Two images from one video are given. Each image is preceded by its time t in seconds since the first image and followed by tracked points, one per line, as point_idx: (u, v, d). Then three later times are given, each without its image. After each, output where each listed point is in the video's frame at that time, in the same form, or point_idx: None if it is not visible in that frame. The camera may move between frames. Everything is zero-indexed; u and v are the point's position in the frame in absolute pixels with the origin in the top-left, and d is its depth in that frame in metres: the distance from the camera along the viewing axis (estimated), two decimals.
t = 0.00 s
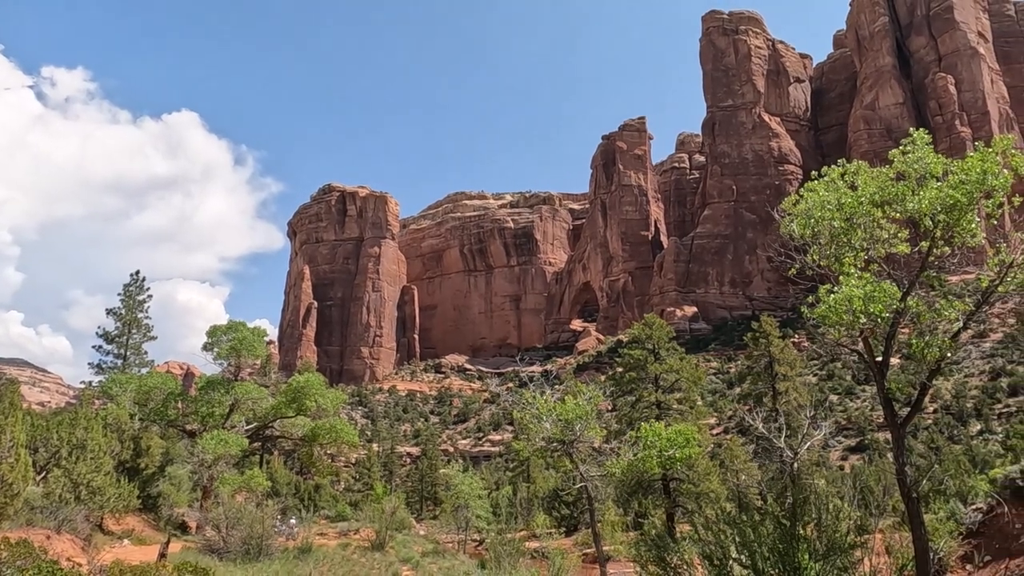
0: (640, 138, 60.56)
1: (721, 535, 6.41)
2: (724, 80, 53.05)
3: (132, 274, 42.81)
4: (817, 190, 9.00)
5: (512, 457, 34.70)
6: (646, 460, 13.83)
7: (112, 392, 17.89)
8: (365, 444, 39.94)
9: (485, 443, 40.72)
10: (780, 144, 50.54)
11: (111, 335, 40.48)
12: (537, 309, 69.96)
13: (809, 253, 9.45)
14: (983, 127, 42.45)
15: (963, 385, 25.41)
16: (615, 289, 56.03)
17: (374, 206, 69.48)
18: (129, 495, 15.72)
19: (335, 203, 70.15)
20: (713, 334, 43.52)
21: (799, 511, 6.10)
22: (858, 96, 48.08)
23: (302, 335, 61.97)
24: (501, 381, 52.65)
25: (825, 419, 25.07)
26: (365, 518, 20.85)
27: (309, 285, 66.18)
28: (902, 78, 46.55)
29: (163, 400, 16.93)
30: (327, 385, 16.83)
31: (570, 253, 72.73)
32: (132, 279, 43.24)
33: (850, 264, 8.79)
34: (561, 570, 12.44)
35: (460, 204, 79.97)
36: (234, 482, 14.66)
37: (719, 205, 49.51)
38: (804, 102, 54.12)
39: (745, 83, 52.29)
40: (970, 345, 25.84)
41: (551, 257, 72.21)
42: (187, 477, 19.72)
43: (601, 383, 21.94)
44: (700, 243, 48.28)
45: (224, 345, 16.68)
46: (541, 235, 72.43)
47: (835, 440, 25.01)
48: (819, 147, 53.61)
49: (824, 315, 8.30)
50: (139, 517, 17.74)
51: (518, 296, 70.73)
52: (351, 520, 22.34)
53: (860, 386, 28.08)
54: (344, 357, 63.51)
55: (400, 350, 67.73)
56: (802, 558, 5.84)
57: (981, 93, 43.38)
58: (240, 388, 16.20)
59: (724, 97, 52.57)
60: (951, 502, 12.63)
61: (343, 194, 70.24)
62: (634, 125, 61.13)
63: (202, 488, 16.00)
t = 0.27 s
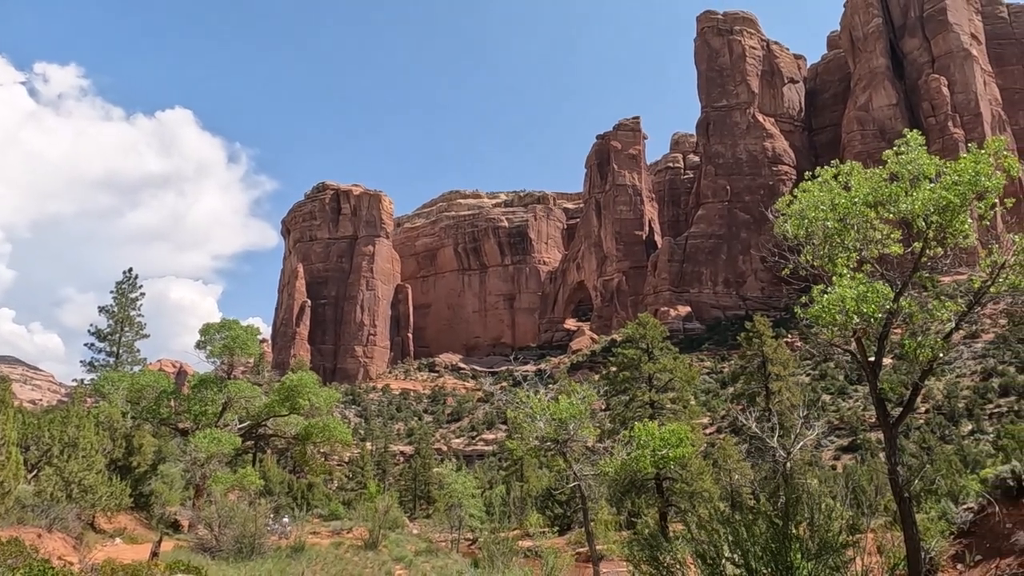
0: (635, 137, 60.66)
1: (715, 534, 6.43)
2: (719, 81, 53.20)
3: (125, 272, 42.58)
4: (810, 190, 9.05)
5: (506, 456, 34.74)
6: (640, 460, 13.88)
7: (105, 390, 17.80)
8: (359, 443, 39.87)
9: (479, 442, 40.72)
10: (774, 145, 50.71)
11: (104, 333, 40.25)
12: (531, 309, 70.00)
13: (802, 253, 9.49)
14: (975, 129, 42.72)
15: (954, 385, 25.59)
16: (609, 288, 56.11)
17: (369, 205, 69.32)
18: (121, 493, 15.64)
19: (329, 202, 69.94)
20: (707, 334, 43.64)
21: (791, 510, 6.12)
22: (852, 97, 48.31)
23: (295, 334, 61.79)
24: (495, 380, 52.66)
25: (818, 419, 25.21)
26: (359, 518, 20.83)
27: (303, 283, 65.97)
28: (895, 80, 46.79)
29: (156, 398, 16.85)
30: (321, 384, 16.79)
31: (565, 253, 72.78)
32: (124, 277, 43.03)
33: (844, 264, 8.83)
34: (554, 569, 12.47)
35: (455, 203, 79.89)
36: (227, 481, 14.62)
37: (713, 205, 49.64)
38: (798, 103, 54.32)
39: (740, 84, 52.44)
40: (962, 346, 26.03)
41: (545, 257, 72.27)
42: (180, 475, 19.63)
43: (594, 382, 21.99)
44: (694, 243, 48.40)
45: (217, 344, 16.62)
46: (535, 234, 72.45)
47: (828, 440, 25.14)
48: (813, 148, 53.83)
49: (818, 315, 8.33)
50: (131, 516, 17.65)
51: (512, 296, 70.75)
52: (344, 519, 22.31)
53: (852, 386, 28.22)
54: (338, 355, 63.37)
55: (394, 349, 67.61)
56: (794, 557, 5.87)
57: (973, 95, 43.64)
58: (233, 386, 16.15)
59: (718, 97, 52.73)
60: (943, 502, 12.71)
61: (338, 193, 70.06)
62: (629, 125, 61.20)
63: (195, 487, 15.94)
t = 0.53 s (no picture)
0: (630, 137, 60.73)
1: (709, 533, 6.45)
2: (714, 81, 53.32)
3: (119, 270, 42.41)
4: (805, 191, 9.08)
5: (500, 454, 34.79)
6: (634, 459, 13.92)
7: (99, 388, 17.73)
8: (353, 441, 39.83)
9: (473, 441, 40.73)
10: (769, 145, 50.83)
11: (97, 330, 40.07)
12: (525, 308, 70.03)
13: (796, 253, 9.53)
14: (969, 130, 42.93)
15: (948, 385, 25.72)
16: (604, 288, 56.16)
17: (364, 203, 69.18)
18: (114, 492, 15.58)
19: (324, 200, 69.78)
20: (701, 333, 43.75)
21: (784, 509, 6.15)
22: (847, 98, 48.48)
23: (290, 332, 61.65)
24: (490, 379, 52.67)
25: (812, 418, 25.29)
26: (353, 517, 20.79)
27: (298, 281, 65.81)
28: (890, 81, 46.98)
29: (149, 396, 16.79)
30: (315, 382, 16.74)
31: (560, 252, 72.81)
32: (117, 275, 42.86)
33: (839, 264, 8.87)
34: (547, 568, 12.51)
35: (450, 202, 79.83)
36: (221, 479, 14.57)
37: (708, 205, 49.75)
38: (793, 104, 54.49)
39: (735, 84, 52.56)
40: (955, 346, 26.18)
41: (540, 256, 72.29)
42: (174, 474, 19.57)
43: (589, 381, 22.04)
44: (689, 243, 48.50)
45: (211, 342, 16.57)
46: (530, 233, 72.43)
47: (822, 440, 25.25)
48: (808, 148, 54.00)
49: (812, 315, 8.36)
50: (124, 514, 17.59)
51: (508, 295, 70.76)
52: (338, 518, 22.29)
53: (846, 386, 28.33)
54: (332, 354, 63.26)
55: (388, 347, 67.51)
56: (788, 557, 5.90)
57: (967, 96, 43.86)
58: (227, 384, 16.11)
59: (714, 97, 52.86)
60: (935, 502, 12.76)
61: (333, 191, 69.90)
62: (624, 124, 61.25)
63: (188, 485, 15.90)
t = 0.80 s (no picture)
0: (626, 136, 60.79)
1: (703, 532, 6.47)
2: (711, 81, 53.42)
3: (114, 267, 42.23)
4: (800, 191, 9.11)
5: (495, 453, 34.80)
6: (629, 458, 13.95)
7: (93, 386, 17.66)
8: (348, 440, 39.79)
9: (468, 440, 40.73)
10: (764, 145, 50.95)
11: (91, 328, 39.89)
12: (521, 307, 70.06)
13: (791, 253, 9.56)
14: (964, 131, 43.12)
15: (941, 385, 25.87)
16: (599, 287, 56.21)
17: (360, 201, 69.05)
18: (108, 490, 15.52)
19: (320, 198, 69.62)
20: (696, 333, 43.84)
21: (778, 509, 6.17)
22: (843, 99, 48.65)
23: (285, 330, 61.53)
24: (485, 378, 52.66)
25: (806, 418, 25.38)
26: (347, 516, 20.77)
27: (293, 280, 65.67)
28: (885, 82, 47.15)
29: (143, 394, 16.73)
30: (310, 380, 16.71)
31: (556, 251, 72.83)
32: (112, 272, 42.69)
33: (833, 264, 8.91)
34: (542, 567, 12.51)
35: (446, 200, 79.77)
36: (215, 478, 14.52)
37: (704, 204, 49.84)
38: (789, 104, 54.64)
39: (731, 84, 52.66)
40: (948, 347, 26.31)
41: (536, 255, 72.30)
42: (168, 472, 19.51)
43: (584, 381, 22.06)
44: (685, 242, 48.59)
45: (206, 339, 16.52)
46: (526, 232, 72.43)
47: (816, 439, 25.35)
48: (803, 149, 54.15)
49: (807, 315, 8.39)
50: (118, 513, 17.53)
51: (503, 294, 70.76)
52: (333, 516, 22.27)
53: (840, 386, 28.44)
54: (327, 352, 63.14)
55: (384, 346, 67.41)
56: (781, 556, 5.92)
57: (962, 97, 44.06)
58: (221, 382, 16.07)
59: (710, 97, 52.98)
60: (928, 502, 12.81)
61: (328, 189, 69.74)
62: (621, 124, 61.31)
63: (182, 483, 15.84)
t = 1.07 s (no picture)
0: (622, 136, 60.81)
1: (698, 531, 6.49)
2: (707, 80, 53.50)
3: (108, 265, 42.04)
4: (795, 191, 9.15)
5: (490, 452, 34.81)
6: (622, 458, 13.96)
7: (87, 383, 17.59)
8: (343, 438, 39.74)
9: (463, 439, 40.74)
10: (760, 145, 51.05)
11: (85, 326, 39.70)
12: (517, 306, 70.07)
13: (786, 253, 9.59)
14: (959, 132, 43.29)
15: (935, 385, 25.99)
16: (595, 286, 56.27)
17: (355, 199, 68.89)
18: (102, 488, 15.48)
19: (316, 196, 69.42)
20: (691, 332, 43.95)
21: (773, 508, 6.19)
22: (838, 99, 48.80)
23: (280, 329, 61.40)
24: (480, 376, 52.65)
25: (801, 417, 25.46)
26: (342, 514, 20.75)
27: (288, 278, 65.51)
28: (880, 82, 47.33)
29: (138, 392, 16.68)
30: (305, 378, 16.68)
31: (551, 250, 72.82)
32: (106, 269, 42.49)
33: (828, 264, 8.93)
34: (536, 565, 12.48)
35: (441, 199, 79.68)
36: (209, 476, 14.49)
37: (700, 204, 49.93)
38: (785, 104, 54.76)
39: (727, 83, 52.74)
40: (942, 347, 26.44)
41: (531, 254, 72.30)
42: (162, 470, 19.45)
43: (580, 380, 22.07)
44: (680, 242, 48.68)
45: (200, 337, 16.47)
46: (522, 231, 72.42)
47: (810, 439, 25.45)
48: (799, 149, 54.29)
49: (802, 314, 8.41)
50: (112, 511, 17.50)
51: (499, 292, 70.77)
52: (327, 514, 22.24)
53: (834, 385, 28.55)
54: (323, 350, 63.04)
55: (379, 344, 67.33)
56: (775, 555, 5.95)
57: (957, 98, 44.22)
58: (216, 380, 16.03)
59: (706, 97, 53.08)
60: (921, 501, 12.86)
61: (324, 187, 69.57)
62: (617, 123, 61.33)
63: (176, 482, 15.78)
